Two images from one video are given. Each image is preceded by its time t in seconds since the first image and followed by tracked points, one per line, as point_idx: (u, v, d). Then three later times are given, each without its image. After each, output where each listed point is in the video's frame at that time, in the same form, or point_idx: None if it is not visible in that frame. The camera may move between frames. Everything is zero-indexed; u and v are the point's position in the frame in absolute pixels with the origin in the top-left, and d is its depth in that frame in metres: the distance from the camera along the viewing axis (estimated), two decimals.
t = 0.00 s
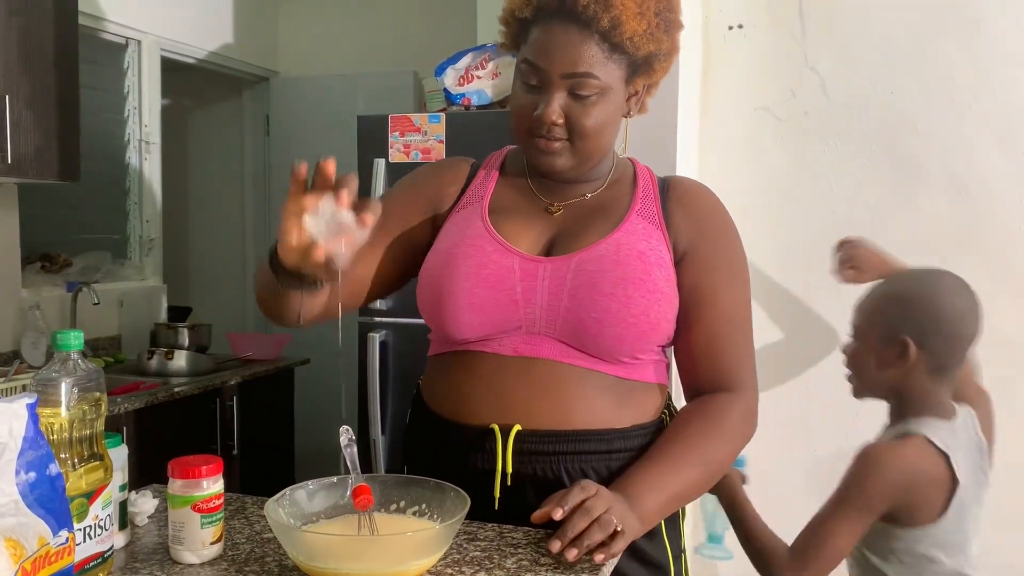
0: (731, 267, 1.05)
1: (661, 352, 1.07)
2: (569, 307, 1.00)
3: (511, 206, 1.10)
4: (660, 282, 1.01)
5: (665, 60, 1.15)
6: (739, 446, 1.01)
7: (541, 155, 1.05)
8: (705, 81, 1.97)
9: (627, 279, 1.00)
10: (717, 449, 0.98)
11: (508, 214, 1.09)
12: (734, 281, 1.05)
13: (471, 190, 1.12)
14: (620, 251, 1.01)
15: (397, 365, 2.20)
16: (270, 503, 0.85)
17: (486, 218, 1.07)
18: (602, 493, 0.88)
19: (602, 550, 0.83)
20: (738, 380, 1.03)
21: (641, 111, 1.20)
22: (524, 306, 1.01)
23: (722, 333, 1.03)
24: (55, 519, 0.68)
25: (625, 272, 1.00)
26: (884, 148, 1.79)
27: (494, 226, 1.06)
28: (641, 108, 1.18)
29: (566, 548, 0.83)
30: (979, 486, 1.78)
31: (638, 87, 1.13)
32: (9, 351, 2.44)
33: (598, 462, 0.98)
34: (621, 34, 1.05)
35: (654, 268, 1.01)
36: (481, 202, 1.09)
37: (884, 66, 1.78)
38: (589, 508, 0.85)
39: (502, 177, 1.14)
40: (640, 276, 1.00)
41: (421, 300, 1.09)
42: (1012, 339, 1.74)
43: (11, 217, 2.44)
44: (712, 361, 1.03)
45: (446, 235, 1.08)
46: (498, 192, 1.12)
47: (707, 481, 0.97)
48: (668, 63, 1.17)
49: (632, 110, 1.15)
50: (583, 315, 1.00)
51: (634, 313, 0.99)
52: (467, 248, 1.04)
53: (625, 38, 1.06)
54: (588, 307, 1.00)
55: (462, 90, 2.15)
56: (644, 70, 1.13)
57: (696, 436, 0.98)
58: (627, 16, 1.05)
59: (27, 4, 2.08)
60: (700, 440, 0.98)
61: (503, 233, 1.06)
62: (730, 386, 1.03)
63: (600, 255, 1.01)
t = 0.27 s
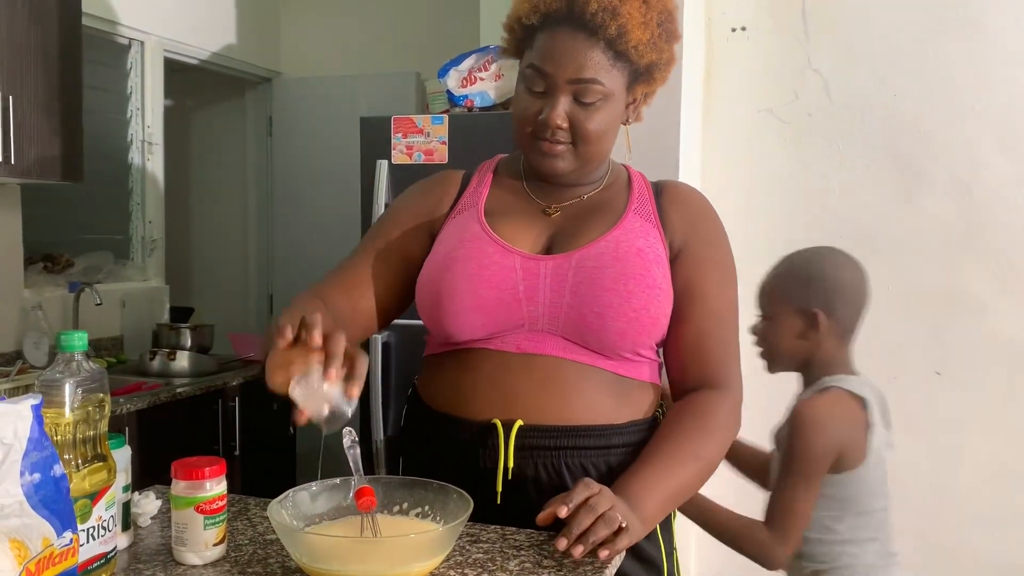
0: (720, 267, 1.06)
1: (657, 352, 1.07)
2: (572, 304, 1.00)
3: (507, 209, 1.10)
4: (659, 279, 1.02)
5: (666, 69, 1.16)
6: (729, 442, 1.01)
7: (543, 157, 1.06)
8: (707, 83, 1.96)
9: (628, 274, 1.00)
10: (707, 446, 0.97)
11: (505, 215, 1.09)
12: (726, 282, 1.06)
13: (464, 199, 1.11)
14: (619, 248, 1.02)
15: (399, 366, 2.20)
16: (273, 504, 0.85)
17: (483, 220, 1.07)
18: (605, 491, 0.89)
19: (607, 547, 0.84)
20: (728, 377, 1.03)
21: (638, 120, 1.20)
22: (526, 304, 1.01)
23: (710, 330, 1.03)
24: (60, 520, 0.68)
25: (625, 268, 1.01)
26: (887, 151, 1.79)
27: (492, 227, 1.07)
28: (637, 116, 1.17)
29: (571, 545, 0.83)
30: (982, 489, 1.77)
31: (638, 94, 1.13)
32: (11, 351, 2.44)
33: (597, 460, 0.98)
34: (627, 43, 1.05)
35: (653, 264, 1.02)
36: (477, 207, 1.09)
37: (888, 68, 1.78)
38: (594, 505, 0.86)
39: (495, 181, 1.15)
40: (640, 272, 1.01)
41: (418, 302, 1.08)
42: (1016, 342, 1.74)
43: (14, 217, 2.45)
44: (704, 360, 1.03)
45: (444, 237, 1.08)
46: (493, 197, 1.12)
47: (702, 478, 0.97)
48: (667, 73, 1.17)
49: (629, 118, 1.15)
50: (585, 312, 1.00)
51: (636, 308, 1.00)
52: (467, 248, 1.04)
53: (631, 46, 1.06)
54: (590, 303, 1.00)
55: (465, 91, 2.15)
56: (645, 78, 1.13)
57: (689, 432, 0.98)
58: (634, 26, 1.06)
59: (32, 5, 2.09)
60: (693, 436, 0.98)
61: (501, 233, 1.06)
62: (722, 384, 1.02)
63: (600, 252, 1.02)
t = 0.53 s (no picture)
0: (703, 269, 1.07)
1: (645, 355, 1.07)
2: (565, 308, 1.00)
3: (502, 210, 1.09)
4: (648, 285, 1.02)
5: (654, 74, 1.15)
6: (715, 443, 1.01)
7: (533, 158, 1.04)
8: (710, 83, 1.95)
9: (619, 281, 1.00)
10: (695, 447, 0.98)
11: (499, 216, 1.09)
12: (710, 285, 1.07)
13: (460, 198, 1.10)
14: (611, 254, 1.02)
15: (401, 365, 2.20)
16: (274, 504, 0.85)
17: (478, 221, 1.06)
18: (609, 490, 0.89)
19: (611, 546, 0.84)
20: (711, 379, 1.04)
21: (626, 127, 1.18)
22: (520, 308, 1.01)
23: (689, 330, 1.05)
24: (61, 520, 0.68)
25: (617, 274, 1.01)
26: (889, 150, 1.79)
27: (487, 229, 1.06)
28: (627, 122, 1.17)
29: (578, 543, 0.84)
30: (985, 489, 1.77)
31: (626, 99, 1.12)
32: (14, 351, 2.45)
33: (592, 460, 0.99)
34: (616, 46, 1.05)
35: (643, 270, 1.02)
36: (473, 207, 1.08)
37: (890, 68, 1.78)
38: (599, 503, 0.86)
39: (490, 181, 1.14)
40: (630, 278, 1.01)
41: (411, 301, 1.07)
42: (1019, 341, 1.73)
43: (17, 217, 2.45)
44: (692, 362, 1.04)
45: (439, 239, 1.06)
46: (487, 197, 1.11)
47: (693, 478, 0.98)
48: (656, 77, 1.16)
49: (619, 123, 1.15)
50: (578, 317, 1.00)
51: (627, 313, 1.00)
52: (462, 251, 1.03)
53: (619, 50, 1.06)
54: (583, 308, 1.00)
55: (467, 91, 2.15)
56: (633, 83, 1.13)
57: (677, 433, 0.98)
58: (622, 29, 1.05)
59: (35, 6, 2.09)
60: (682, 438, 0.98)
61: (496, 236, 1.05)
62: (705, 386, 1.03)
63: (593, 258, 1.01)
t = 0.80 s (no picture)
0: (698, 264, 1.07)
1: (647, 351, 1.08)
2: (576, 306, 1.00)
3: (504, 210, 1.09)
4: (655, 280, 1.03)
5: (656, 67, 1.14)
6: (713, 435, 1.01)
7: (536, 154, 1.05)
8: (712, 81, 1.94)
9: (629, 277, 1.01)
10: (692, 441, 0.97)
11: (502, 215, 1.08)
12: (707, 279, 1.07)
13: (463, 199, 1.10)
14: (620, 250, 1.02)
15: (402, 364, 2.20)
16: (274, 500, 0.85)
17: (482, 221, 1.06)
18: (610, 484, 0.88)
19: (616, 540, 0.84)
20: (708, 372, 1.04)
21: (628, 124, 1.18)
22: (530, 307, 1.01)
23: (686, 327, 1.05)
24: (62, 515, 0.68)
25: (626, 270, 1.01)
26: (890, 147, 1.79)
27: (492, 228, 1.05)
28: (630, 117, 1.17)
29: (579, 538, 0.83)
30: (986, 486, 1.76)
31: (628, 94, 1.12)
32: (15, 349, 2.45)
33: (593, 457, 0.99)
34: (617, 39, 1.05)
35: (649, 265, 1.03)
36: (476, 208, 1.07)
37: (892, 65, 1.78)
38: (601, 497, 0.85)
39: (491, 181, 1.13)
40: (639, 274, 1.01)
41: (414, 303, 1.07)
42: (1020, 339, 1.73)
43: (18, 215, 2.45)
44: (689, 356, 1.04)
45: (442, 240, 1.06)
46: (489, 196, 1.11)
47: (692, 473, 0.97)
48: (658, 73, 1.16)
49: (622, 118, 1.15)
50: (589, 314, 1.00)
51: (636, 309, 1.00)
52: (469, 251, 1.03)
53: (621, 43, 1.06)
54: (594, 305, 1.00)
55: (468, 89, 2.15)
56: (635, 77, 1.12)
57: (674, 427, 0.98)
58: (623, 22, 1.05)
59: (36, 4, 2.09)
60: (680, 433, 0.97)
61: (503, 236, 1.05)
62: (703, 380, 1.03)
63: (601, 255, 1.01)
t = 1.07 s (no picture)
0: (697, 255, 1.07)
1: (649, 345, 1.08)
2: (577, 307, 1.00)
3: (504, 207, 1.08)
4: (655, 275, 1.02)
5: (652, 53, 1.13)
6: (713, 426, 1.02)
7: (530, 147, 1.04)
8: (712, 77, 1.94)
9: (630, 276, 1.00)
10: (694, 433, 0.98)
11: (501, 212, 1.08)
12: (707, 270, 1.07)
13: (462, 197, 1.08)
14: (620, 248, 1.01)
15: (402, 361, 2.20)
16: (275, 497, 0.85)
17: (482, 221, 1.04)
18: (609, 483, 0.88)
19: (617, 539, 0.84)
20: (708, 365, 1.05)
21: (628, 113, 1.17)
22: (532, 309, 1.00)
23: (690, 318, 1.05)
24: (61, 512, 0.68)
25: (626, 268, 1.00)
26: (890, 143, 1.79)
27: (491, 227, 1.04)
28: (629, 108, 1.16)
29: (578, 538, 0.83)
30: (986, 482, 1.76)
31: (625, 82, 1.11)
32: (16, 346, 2.45)
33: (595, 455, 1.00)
34: (606, 24, 1.03)
35: (649, 261, 1.02)
36: (475, 206, 1.06)
37: (893, 61, 1.77)
38: (599, 496, 0.85)
39: (491, 175, 1.12)
40: (640, 271, 1.01)
41: (414, 304, 1.06)
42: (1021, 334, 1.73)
43: (18, 212, 2.45)
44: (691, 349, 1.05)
45: (440, 240, 1.04)
46: (489, 191, 1.10)
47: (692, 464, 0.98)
48: (656, 59, 1.15)
49: (619, 109, 1.13)
50: (591, 315, 0.99)
51: (638, 308, 1.00)
52: (469, 253, 1.01)
53: (611, 28, 1.04)
54: (595, 305, 0.99)
55: (468, 85, 2.15)
56: (630, 64, 1.11)
57: (675, 418, 0.98)
58: (613, 7, 1.03)
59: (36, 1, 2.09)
60: (680, 423, 0.98)
61: (503, 235, 1.04)
62: (703, 370, 1.04)
63: (602, 253, 1.01)
